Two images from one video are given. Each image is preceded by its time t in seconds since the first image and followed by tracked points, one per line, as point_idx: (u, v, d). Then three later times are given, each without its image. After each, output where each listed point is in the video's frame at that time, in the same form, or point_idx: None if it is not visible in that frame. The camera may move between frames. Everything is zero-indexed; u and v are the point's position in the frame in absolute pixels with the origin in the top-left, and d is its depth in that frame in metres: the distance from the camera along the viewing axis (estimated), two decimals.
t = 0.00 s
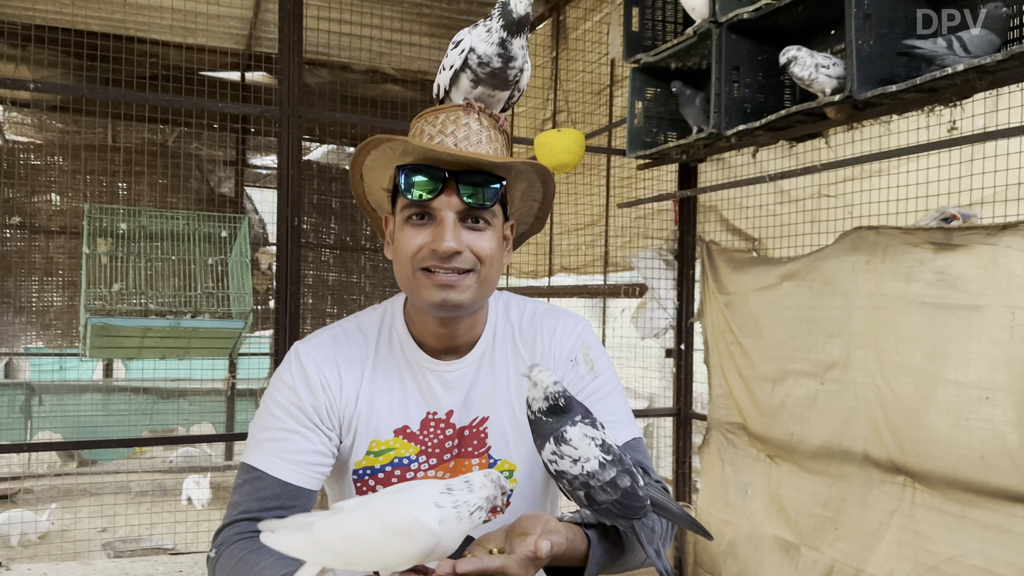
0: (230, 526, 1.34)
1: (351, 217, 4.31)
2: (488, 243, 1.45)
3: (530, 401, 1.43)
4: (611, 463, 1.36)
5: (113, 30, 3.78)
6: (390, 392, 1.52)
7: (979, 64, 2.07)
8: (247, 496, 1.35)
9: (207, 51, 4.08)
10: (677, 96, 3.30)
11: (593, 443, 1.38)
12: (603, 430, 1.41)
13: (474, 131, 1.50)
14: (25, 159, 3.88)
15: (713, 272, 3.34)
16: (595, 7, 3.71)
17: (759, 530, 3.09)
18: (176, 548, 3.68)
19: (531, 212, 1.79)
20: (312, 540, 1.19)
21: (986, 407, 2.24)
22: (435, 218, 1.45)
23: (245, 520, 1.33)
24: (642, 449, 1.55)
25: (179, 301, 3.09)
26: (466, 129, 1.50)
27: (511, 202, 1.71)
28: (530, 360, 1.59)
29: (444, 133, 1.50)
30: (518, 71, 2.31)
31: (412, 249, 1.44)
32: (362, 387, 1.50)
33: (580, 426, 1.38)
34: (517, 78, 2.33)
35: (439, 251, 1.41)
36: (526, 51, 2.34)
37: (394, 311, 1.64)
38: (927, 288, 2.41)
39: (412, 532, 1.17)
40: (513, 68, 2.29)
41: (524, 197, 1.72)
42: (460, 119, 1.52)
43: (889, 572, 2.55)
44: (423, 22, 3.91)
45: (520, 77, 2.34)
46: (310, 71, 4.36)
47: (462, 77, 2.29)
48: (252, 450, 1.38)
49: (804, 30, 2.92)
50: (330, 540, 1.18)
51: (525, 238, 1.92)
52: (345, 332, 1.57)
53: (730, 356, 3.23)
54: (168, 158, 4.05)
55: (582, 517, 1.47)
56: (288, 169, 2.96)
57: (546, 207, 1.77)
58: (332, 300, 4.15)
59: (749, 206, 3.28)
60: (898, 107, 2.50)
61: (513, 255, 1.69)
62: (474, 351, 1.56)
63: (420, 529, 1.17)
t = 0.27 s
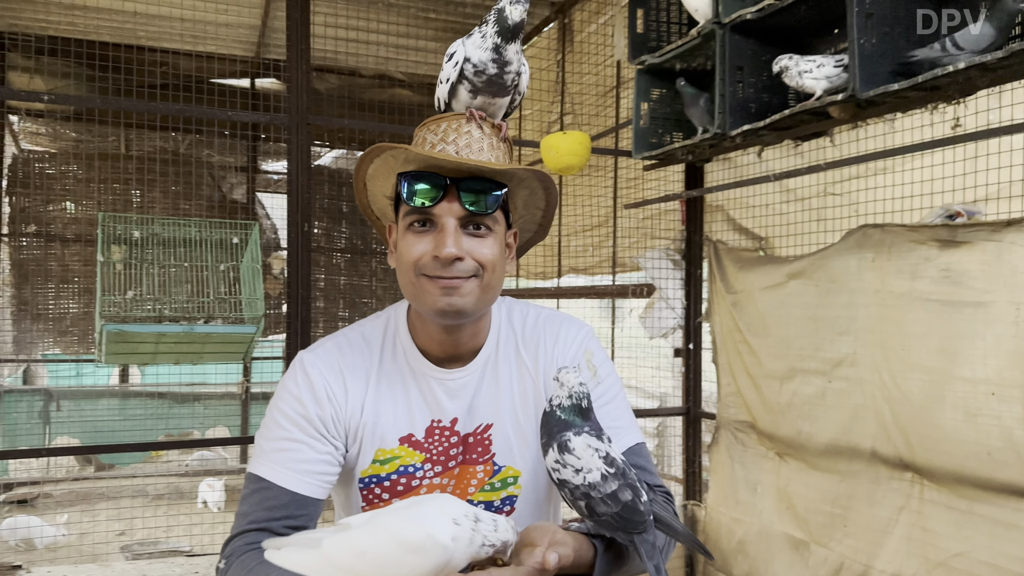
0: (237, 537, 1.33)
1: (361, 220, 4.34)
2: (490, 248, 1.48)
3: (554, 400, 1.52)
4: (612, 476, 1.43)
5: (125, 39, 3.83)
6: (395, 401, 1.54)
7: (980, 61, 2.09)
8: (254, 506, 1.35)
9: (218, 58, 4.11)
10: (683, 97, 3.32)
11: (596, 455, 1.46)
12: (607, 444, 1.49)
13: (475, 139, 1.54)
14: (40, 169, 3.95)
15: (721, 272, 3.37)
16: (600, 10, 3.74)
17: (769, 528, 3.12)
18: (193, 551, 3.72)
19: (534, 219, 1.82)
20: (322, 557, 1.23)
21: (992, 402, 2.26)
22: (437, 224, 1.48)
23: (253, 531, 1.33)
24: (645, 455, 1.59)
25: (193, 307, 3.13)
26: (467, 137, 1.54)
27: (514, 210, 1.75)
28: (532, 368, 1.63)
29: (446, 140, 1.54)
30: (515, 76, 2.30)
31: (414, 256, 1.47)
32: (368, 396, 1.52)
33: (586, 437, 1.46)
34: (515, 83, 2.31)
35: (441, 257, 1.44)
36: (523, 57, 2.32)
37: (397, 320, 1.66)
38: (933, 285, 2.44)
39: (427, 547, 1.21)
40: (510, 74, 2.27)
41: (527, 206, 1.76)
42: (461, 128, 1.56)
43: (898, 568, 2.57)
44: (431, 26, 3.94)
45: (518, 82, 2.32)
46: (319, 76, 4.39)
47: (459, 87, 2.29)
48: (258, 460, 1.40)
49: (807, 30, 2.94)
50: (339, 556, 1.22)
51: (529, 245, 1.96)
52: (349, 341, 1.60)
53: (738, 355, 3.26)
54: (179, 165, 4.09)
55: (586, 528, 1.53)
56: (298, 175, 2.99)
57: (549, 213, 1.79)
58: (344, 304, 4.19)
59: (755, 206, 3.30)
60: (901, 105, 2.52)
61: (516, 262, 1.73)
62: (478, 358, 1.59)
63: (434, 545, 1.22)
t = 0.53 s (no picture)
0: (237, 544, 1.37)
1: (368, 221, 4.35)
2: (487, 253, 1.50)
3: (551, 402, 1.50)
4: (611, 479, 1.41)
5: (130, 44, 3.86)
6: (393, 407, 1.57)
7: (977, 57, 2.11)
8: (254, 514, 1.39)
9: (223, 61, 4.13)
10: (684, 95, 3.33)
11: (595, 458, 1.43)
12: (605, 446, 1.47)
13: (469, 143, 1.55)
14: (48, 174, 3.92)
15: (724, 269, 3.39)
16: (601, 9, 3.75)
17: (774, 524, 3.14)
18: (204, 552, 3.75)
19: (530, 220, 1.85)
20: (324, 565, 1.25)
21: (994, 396, 2.29)
22: (434, 230, 1.50)
23: (252, 539, 1.36)
24: (643, 457, 1.61)
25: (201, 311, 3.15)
26: (460, 141, 1.55)
27: (510, 212, 1.76)
28: (530, 371, 1.64)
29: (440, 146, 1.55)
30: (510, 82, 2.36)
31: (412, 262, 1.49)
32: (366, 403, 1.55)
33: (584, 441, 1.44)
34: (509, 89, 2.37)
35: (439, 263, 1.46)
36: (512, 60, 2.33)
37: (395, 325, 1.68)
38: (934, 280, 2.46)
39: (427, 558, 1.23)
40: (504, 83, 2.33)
41: (523, 208, 1.77)
42: (455, 132, 1.57)
43: (902, 562, 2.59)
44: (435, 27, 3.96)
45: (513, 87, 2.38)
46: (324, 78, 4.40)
47: (454, 95, 2.32)
48: (257, 468, 1.43)
49: (807, 26, 2.95)
50: (341, 564, 1.25)
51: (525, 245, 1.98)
52: (347, 348, 1.62)
53: (742, 352, 3.28)
54: (185, 169, 4.10)
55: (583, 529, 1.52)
56: (303, 178, 2.99)
57: (544, 215, 1.82)
58: (351, 304, 4.21)
59: (758, 203, 3.32)
60: (900, 102, 2.54)
61: (513, 264, 1.75)
62: (475, 362, 1.62)
63: (434, 556, 1.23)
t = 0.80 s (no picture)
0: (230, 556, 1.37)
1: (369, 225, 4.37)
2: (479, 258, 1.52)
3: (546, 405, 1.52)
4: (604, 484, 1.41)
5: (131, 50, 3.87)
6: (387, 415, 1.57)
7: (969, 57, 2.14)
8: (247, 525, 1.39)
9: (223, 66, 4.14)
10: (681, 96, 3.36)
11: (588, 463, 1.44)
12: (598, 451, 1.47)
13: (460, 147, 1.58)
14: (50, 180, 3.97)
15: (723, 269, 3.42)
16: (598, 12, 3.78)
17: (775, 522, 3.16)
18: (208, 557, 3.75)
19: (522, 225, 1.86)
20: None
21: (991, 393, 2.31)
22: (426, 235, 1.52)
23: (247, 550, 1.36)
24: (638, 461, 1.63)
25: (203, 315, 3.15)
26: (452, 146, 1.57)
27: (503, 217, 1.78)
28: (524, 376, 1.65)
29: (431, 150, 1.57)
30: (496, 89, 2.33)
31: (405, 268, 1.50)
32: (359, 411, 1.56)
33: (576, 446, 1.45)
34: (496, 96, 2.34)
35: (431, 268, 1.47)
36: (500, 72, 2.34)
37: (386, 332, 1.69)
38: (930, 278, 2.49)
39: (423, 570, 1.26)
40: (489, 93, 2.31)
41: (516, 212, 1.79)
42: (446, 136, 1.59)
43: (902, 559, 2.61)
44: (434, 31, 3.98)
45: (500, 94, 2.35)
46: (323, 83, 4.42)
47: (440, 105, 2.32)
48: (249, 478, 1.43)
49: (801, 27, 2.98)
50: None
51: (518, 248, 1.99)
52: (340, 356, 1.63)
53: (741, 352, 3.31)
54: (185, 175, 4.11)
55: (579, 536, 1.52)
56: (303, 182, 3.00)
57: (537, 220, 1.84)
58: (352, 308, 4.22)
59: (755, 203, 3.35)
60: (895, 101, 2.57)
61: (506, 268, 1.75)
62: (469, 368, 1.63)
63: (431, 568, 1.26)
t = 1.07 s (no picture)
0: (235, 555, 1.33)
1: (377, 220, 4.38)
2: (483, 253, 1.50)
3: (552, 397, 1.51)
4: (611, 475, 1.43)
5: (140, 49, 3.89)
6: (392, 410, 1.54)
7: (978, 46, 2.13)
8: (252, 523, 1.35)
9: (232, 63, 4.16)
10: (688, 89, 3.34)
11: (595, 454, 1.45)
12: (605, 442, 1.49)
13: (464, 140, 1.55)
14: (62, 179, 4.02)
15: (731, 262, 3.41)
16: (605, 5, 3.77)
17: (785, 514, 3.17)
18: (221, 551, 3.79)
19: (526, 219, 1.85)
20: None
21: (1001, 384, 2.30)
22: (429, 231, 1.50)
23: (251, 548, 1.32)
24: (644, 454, 1.62)
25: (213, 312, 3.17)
26: (454, 139, 1.55)
27: (506, 209, 1.77)
28: (529, 370, 1.64)
29: (433, 144, 1.55)
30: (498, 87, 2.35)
31: (408, 264, 1.48)
32: (364, 406, 1.51)
33: (584, 436, 1.46)
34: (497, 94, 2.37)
35: (435, 266, 1.45)
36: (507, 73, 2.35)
37: (390, 325, 1.65)
38: (939, 269, 2.48)
39: (433, 562, 1.25)
40: (493, 91, 2.33)
41: (518, 205, 1.78)
42: (448, 129, 1.56)
43: (912, 551, 2.61)
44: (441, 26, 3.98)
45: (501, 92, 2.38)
46: (330, 79, 4.42)
47: (443, 95, 2.30)
48: (253, 475, 1.39)
49: (809, 18, 2.96)
50: None
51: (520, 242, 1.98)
52: (343, 351, 1.59)
53: (750, 344, 3.30)
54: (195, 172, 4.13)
55: (587, 529, 1.54)
56: (310, 179, 3.01)
57: (540, 212, 1.83)
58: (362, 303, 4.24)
59: (763, 195, 3.34)
60: (903, 92, 2.56)
61: (509, 262, 1.72)
62: (474, 363, 1.59)
63: (441, 559, 1.26)
